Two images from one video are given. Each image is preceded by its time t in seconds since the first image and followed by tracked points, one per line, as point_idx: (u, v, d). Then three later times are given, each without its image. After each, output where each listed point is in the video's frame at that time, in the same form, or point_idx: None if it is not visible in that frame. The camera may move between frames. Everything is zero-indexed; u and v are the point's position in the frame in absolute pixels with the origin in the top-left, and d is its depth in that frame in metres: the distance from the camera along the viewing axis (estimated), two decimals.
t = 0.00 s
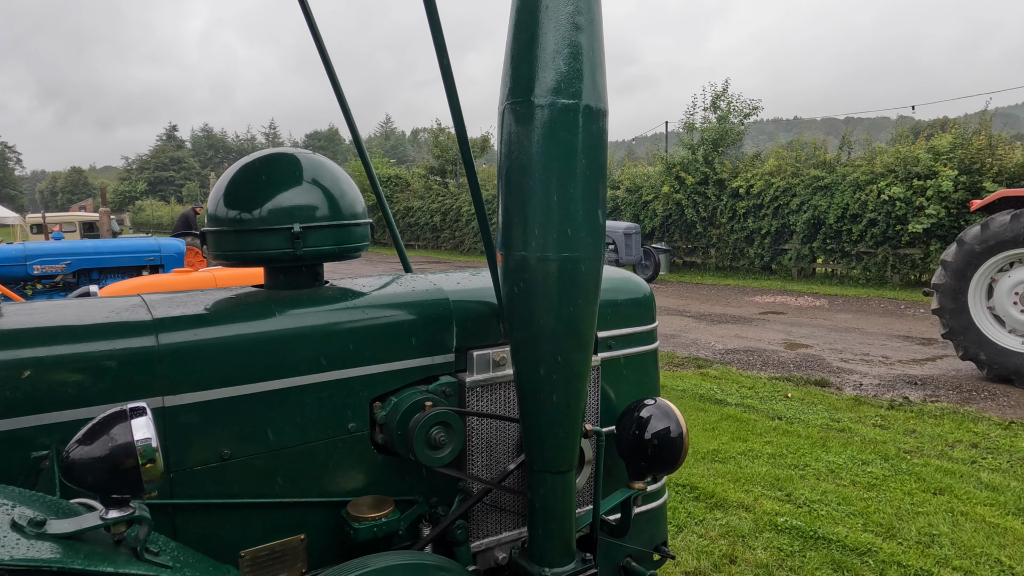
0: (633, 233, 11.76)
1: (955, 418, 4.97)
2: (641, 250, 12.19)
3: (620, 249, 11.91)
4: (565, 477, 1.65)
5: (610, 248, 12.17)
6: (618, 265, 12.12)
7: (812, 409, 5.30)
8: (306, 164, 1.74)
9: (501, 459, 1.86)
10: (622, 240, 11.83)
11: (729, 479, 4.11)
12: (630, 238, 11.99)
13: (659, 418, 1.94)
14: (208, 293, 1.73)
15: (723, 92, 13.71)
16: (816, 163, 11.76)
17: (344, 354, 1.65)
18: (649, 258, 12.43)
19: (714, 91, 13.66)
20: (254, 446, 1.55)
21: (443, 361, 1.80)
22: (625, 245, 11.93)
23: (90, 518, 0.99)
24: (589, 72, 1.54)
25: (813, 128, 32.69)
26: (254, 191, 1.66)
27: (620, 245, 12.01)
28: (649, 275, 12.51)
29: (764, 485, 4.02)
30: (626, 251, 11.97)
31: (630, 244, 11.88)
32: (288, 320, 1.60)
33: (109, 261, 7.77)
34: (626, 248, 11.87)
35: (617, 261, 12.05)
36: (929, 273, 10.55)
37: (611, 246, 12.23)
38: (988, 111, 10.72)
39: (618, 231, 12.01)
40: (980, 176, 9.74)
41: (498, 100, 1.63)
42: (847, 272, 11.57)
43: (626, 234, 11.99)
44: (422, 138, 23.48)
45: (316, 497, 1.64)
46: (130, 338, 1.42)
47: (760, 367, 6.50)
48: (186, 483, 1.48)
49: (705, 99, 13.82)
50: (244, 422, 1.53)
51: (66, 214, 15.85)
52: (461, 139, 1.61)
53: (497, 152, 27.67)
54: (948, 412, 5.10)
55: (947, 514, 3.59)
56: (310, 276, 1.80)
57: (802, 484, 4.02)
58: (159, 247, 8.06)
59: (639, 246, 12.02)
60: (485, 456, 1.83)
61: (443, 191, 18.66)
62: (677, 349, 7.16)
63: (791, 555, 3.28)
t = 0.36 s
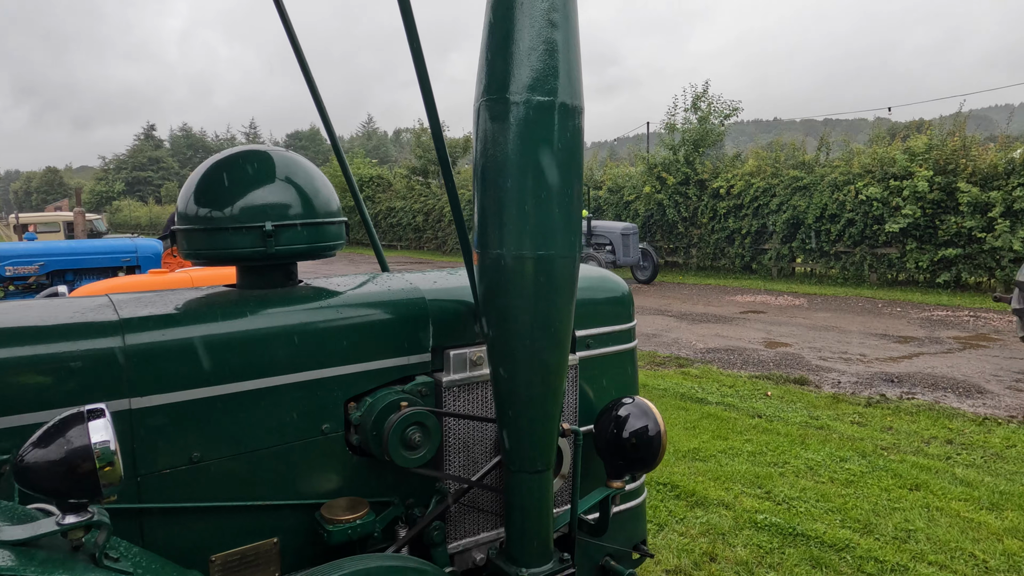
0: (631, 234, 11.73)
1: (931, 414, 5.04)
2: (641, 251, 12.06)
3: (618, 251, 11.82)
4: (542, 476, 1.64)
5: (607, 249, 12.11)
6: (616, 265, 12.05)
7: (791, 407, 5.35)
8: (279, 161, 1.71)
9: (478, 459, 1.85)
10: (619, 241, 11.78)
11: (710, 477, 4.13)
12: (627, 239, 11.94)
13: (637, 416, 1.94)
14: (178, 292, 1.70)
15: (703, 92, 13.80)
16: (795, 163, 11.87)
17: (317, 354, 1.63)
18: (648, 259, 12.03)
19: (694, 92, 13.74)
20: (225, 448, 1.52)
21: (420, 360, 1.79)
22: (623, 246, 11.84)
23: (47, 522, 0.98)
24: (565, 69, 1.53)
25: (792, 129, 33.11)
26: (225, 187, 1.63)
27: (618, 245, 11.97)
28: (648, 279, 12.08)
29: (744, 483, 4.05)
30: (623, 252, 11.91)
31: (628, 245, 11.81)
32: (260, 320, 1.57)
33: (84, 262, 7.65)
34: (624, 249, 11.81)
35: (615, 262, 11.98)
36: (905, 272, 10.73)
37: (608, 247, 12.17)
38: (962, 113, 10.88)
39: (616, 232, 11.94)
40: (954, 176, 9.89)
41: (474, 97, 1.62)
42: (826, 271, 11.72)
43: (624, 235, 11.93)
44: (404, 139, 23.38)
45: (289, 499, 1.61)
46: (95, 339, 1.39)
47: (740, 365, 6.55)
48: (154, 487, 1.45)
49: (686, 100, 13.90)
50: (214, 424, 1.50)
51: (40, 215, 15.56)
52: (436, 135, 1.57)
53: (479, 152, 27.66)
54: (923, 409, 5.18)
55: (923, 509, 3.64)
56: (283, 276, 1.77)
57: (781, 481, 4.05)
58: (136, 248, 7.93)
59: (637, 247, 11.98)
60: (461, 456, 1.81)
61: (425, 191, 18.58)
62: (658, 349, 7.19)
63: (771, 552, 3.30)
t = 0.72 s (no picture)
0: (635, 235, 11.40)
1: (909, 412, 5.11)
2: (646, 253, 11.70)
3: (623, 253, 11.46)
4: (522, 477, 1.64)
5: (610, 251, 11.76)
6: (619, 268, 11.66)
7: (772, 405, 5.39)
8: (255, 159, 1.69)
9: (459, 461, 1.84)
10: (624, 243, 11.44)
11: (692, 476, 4.15)
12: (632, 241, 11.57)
13: (618, 417, 1.93)
14: (151, 293, 1.66)
15: (686, 93, 13.88)
16: (776, 164, 11.97)
17: (294, 355, 1.61)
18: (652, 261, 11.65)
19: (677, 93, 13.82)
20: (200, 451, 1.50)
21: (399, 361, 1.77)
22: (628, 248, 11.49)
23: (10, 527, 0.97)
24: (544, 68, 1.53)
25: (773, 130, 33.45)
26: (199, 186, 1.60)
27: (622, 247, 11.59)
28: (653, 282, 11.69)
29: (726, 481, 4.07)
30: (628, 254, 11.53)
31: (633, 247, 11.47)
32: (236, 322, 1.55)
33: (60, 263, 7.52)
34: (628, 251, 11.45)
35: (619, 264, 11.62)
36: (884, 271, 10.87)
37: (611, 249, 11.81)
38: (939, 115, 11.04)
39: (621, 233, 11.57)
40: (931, 177, 10.03)
41: (452, 96, 1.61)
42: (807, 271, 11.85)
43: (629, 236, 11.59)
44: (387, 139, 23.31)
45: (266, 503, 1.59)
46: (64, 341, 1.35)
47: (722, 365, 6.59)
48: (126, 492, 1.42)
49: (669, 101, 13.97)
50: (188, 426, 1.48)
51: (14, 215, 15.26)
52: (415, 133, 1.57)
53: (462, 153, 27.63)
54: (902, 406, 5.24)
55: (901, 506, 3.69)
56: (260, 275, 1.75)
57: (762, 479, 4.08)
58: (113, 248, 7.80)
59: (642, 250, 11.65)
60: (441, 457, 1.80)
61: (409, 192, 18.51)
62: (641, 348, 7.21)
63: (752, 550, 3.32)
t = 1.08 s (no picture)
0: (641, 237, 10.94)
1: (885, 410, 5.18)
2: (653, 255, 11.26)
3: (628, 256, 10.96)
4: (497, 479, 1.63)
5: (616, 253, 11.23)
6: (626, 271, 11.23)
7: (751, 404, 5.44)
8: (227, 160, 1.67)
9: (434, 463, 1.83)
10: (630, 245, 10.91)
11: (672, 475, 4.17)
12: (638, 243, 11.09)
13: (594, 417, 1.94)
14: (119, 296, 1.64)
15: (667, 95, 13.97)
16: (755, 165, 12.08)
17: (266, 358, 1.59)
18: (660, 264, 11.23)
19: (658, 94, 13.90)
20: (169, 456, 1.48)
21: (373, 364, 1.76)
22: (634, 251, 10.99)
23: None
24: (517, 69, 1.53)
25: (752, 131, 33.81)
26: (168, 187, 1.58)
27: (627, 250, 11.12)
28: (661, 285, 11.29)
29: (705, 480, 4.10)
30: (634, 257, 11.06)
31: (640, 249, 10.95)
32: (205, 324, 1.52)
33: (33, 265, 7.38)
34: (635, 254, 10.98)
35: (625, 267, 11.09)
36: (861, 271, 11.02)
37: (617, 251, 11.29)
38: (914, 117, 11.22)
39: (626, 235, 11.09)
40: (907, 177, 10.20)
41: (426, 97, 1.60)
42: (786, 271, 11.97)
43: (635, 238, 11.10)
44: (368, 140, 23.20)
45: (237, 508, 1.57)
46: (27, 345, 1.33)
47: (703, 364, 6.64)
48: (92, 498, 1.39)
49: (650, 102, 14.05)
50: (156, 431, 1.46)
51: None
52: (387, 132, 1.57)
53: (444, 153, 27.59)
54: (878, 404, 5.32)
55: (876, 502, 3.74)
56: (231, 278, 1.73)
57: (741, 478, 4.11)
58: (88, 250, 7.67)
59: (649, 252, 11.15)
60: (417, 460, 1.79)
61: (390, 193, 18.42)
62: (623, 349, 7.24)
63: (731, 548, 3.34)
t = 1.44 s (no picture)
0: (651, 240, 10.49)
1: (862, 407, 5.26)
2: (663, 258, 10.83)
3: (637, 259, 10.49)
4: (472, 479, 1.63)
5: (624, 256, 10.80)
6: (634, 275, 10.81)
7: (732, 403, 5.49)
8: (198, 160, 1.65)
9: (411, 464, 1.82)
10: (639, 248, 10.45)
11: (653, 474, 4.20)
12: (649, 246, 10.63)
13: (571, 416, 1.94)
14: (87, 297, 1.61)
15: (648, 96, 14.05)
16: (736, 166, 12.19)
17: (238, 358, 1.57)
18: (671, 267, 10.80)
19: (639, 96, 13.97)
20: (139, 459, 1.46)
21: (348, 364, 1.75)
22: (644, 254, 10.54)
23: None
24: (489, 68, 1.53)
25: (732, 132, 34.15)
26: (137, 185, 1.56)
27: (637, 253, 10.68)
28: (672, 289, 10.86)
29: (686, 478, 4.13)
30: (643, 260, 10.62)
31: (649, 252, 10.51)
32: (176, 325, 1.50)
33: (7, 267, 7.25)
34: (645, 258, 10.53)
35: (633, 271, 10.64)
36: (840, 271, 11.17)
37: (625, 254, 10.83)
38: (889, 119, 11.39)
39: (635, 237, 10.64)
40: (883, 178, 10.37)
41: (399, 96, 1.60)
42: (766, 271, 12.09)
43: (645, 241, 10.62)
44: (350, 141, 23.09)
45: (210, 510, 1.56)
46: None
47: (684, 364, 6.68)
48: (59, 502, 1.37)
49: (632, 104, 14.12)
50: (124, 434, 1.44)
51: None
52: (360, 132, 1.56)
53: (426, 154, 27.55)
54: (855, 402, 5.39)
55: (853, 498, 3.79)
56: (203, 278, 1.71)
57: (721, 476, 4.14)
58: (63, 252, 7.55)
59: (660, 255, 10.69)
60: (393, 460, 1.79)
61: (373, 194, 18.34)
62: (605, 349, 7.27)
63: (711, 546, 3.37)
